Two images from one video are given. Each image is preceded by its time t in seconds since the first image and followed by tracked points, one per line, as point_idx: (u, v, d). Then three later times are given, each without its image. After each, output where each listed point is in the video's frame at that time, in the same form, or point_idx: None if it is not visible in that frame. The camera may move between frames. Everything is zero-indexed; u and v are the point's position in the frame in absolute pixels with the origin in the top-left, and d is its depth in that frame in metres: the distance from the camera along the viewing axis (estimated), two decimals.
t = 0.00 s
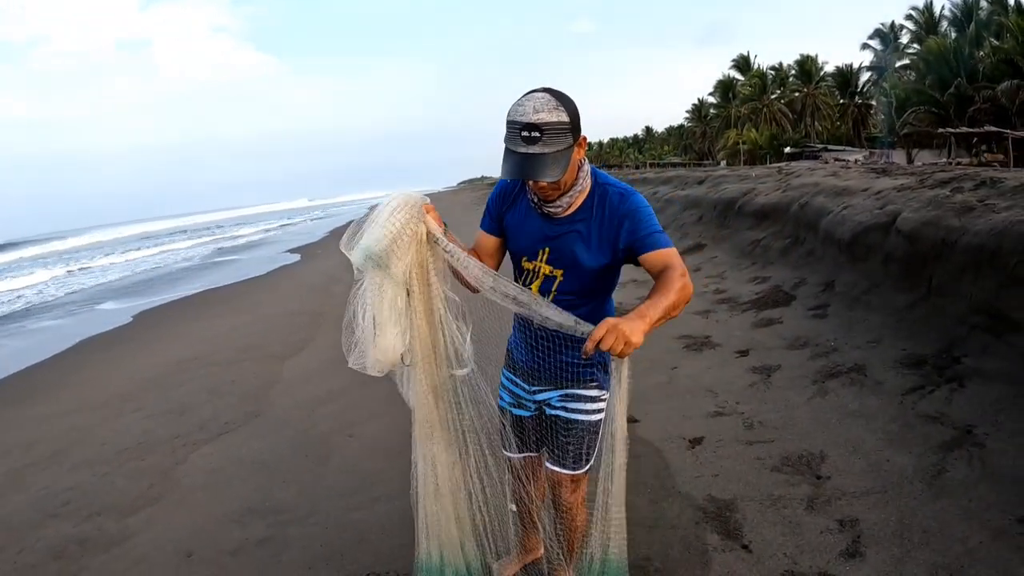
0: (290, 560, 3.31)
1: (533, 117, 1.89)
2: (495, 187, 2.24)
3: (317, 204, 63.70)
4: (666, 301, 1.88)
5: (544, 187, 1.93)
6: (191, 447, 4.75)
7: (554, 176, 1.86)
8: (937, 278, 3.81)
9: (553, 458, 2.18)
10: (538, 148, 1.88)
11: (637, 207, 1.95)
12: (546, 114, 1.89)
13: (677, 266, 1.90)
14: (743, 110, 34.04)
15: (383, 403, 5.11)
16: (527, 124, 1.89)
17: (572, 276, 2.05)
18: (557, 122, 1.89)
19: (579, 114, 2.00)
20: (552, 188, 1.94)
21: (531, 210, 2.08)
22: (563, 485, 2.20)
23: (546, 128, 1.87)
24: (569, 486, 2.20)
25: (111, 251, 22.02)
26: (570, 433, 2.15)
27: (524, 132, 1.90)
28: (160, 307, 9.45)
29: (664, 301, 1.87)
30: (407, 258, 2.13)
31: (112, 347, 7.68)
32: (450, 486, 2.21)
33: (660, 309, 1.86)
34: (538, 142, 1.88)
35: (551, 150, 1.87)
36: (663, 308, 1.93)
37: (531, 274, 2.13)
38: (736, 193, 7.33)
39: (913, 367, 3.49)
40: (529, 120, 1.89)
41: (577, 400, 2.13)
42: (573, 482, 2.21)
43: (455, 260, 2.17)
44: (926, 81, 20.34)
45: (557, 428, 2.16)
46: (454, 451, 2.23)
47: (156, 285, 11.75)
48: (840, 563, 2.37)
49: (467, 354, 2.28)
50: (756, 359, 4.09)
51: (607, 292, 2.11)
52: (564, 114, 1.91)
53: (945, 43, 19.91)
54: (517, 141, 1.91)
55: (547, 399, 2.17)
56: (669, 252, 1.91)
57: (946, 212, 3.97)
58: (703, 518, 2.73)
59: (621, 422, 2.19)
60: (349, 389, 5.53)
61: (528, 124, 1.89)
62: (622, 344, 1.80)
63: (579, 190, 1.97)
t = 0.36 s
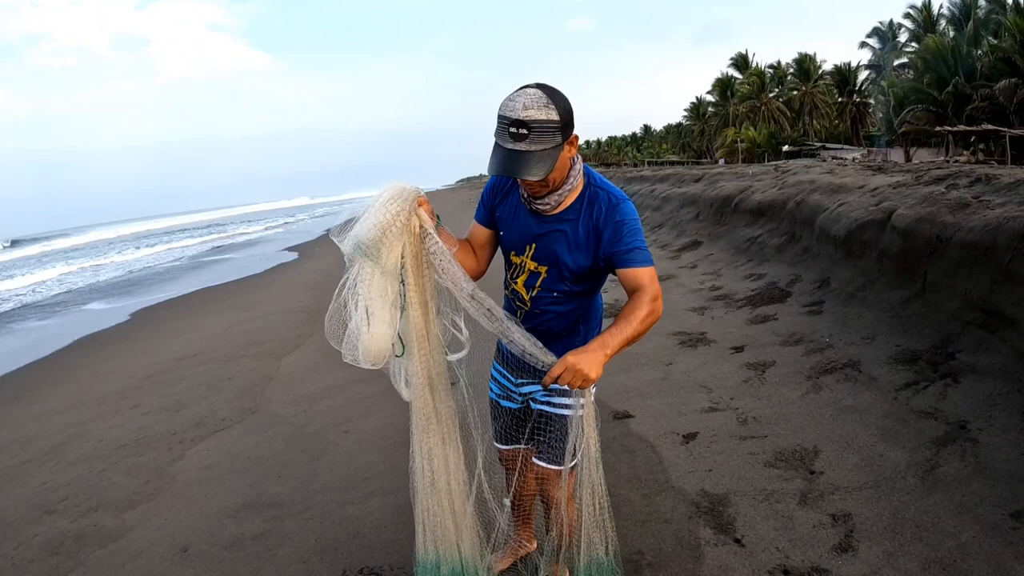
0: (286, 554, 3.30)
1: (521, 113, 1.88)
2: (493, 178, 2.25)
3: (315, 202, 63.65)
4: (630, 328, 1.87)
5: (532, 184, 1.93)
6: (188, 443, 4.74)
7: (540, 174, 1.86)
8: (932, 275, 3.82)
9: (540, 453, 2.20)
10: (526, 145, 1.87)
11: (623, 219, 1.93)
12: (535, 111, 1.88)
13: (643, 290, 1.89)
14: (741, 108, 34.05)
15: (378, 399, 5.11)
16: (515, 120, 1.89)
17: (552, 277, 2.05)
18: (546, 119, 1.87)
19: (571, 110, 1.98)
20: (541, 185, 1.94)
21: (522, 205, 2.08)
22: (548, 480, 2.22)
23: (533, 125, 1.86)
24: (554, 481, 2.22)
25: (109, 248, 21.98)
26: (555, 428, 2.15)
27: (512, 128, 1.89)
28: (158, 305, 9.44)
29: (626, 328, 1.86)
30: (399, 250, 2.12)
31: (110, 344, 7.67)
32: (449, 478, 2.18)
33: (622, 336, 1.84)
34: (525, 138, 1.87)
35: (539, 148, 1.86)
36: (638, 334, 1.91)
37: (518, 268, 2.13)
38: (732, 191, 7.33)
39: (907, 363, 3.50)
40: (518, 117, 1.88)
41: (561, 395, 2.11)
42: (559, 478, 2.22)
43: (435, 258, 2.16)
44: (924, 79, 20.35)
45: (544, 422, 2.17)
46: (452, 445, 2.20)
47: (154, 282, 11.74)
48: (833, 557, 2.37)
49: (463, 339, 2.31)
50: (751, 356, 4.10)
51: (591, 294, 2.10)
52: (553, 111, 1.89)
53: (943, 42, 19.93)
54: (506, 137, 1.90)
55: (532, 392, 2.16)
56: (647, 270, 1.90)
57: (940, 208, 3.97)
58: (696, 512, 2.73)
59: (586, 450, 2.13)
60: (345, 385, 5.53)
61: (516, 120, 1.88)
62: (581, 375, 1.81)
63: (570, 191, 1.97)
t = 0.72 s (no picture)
0: (283, 552, 3.30)
1: (491, 128, 1.82)
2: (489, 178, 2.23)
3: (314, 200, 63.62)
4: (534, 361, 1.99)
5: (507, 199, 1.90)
6: (186, 441, 4.73)
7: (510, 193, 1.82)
8: (930, 273, 3.82)
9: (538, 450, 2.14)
10: (496, 162, 1.82)
11: (597, 244, 1.89)
12: (505, 125, 1.81)
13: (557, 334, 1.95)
14: (740, 107, 34.04)
15: (376, 397, 5.11)
16: (485, 136, 1.84)
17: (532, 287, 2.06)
18: (516, 134, 1.80)
19: (550, 121, 1.90)
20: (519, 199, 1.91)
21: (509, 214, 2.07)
22: (549, 479, 2.15)
23: (503, 140, 1.80)
24: (555, 480, 2.15)
25: (107, 246, 21.93)
26: (551, 424, 2.14)
27: (483, 143, 1.84)
28: (157, 303, 9.43)
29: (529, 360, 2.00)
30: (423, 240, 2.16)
31: (108, 342, 7.66)
32: (451, 469, 2.19)
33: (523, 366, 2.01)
34: (495, 155, 1.82)
35: (508, 164, 1.81)
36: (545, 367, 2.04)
37: (508, 275, 2.14)
38: (731, 189, 7.32)
39: (904, 362, 3.49)
40: (488, 131, 1.83)
41: (560, 393, 2.12)
42: (560, 476, 2.16)
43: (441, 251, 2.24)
44: (923, 78, 20.34)
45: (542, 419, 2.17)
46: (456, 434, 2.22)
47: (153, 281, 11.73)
48: (829, 556, 2.37)
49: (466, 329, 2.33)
50: (748, 354, 4.09)
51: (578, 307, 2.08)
52: (525, 124, 1.82)
53: (942, 41, 19.92)
54: (478, 152, 1.86)
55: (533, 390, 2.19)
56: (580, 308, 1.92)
57: (939, 207, 3.97)
58: (692, 511, 2.73)
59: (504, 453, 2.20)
60: (343, 383, 5.52)
61: (486, 136, 1.82)
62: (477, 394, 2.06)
63: (549, 206, 1.93)
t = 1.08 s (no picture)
0: (282, 549, 3.29)
1: (442, 153, 1.73)
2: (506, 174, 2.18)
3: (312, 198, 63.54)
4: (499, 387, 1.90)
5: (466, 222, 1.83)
6: (185, 439, 4.72)
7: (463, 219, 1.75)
8: (929, 272, 3.82)
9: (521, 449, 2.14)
10: (449, 188, 1.74)
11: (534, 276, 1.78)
12: (456, 149, 1.72)
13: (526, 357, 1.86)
14: (739, 105, 34.03)
15: (374, 394, 5.10)
16: (437, 161, 1.75)
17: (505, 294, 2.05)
18: (468, 160, 1.71)
19: (508, 140, 1.79)
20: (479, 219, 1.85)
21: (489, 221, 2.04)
22: (531, 479, 2.13)
23: (454, 166, 1.72)
24: (537, 480, 2.13)
25: (105, 244, 21.88)
26: (532, 423, 2.11)
27: (436, 169, 1.77)
28: (156, 300, 9.41)
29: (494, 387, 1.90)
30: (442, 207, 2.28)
31: (107, 340, 7.64)
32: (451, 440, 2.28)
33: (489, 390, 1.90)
34: (448, 180, 1.74)
35: (462, 191, 1.73)
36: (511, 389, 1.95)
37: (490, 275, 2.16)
38: (730, 187, 7.32)
39: (903, 360, 3.49)
40: (439, 158, 1.74)
41: (539, 392, 2.08)
42: (543, 477, 2.13)
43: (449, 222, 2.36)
44: (923, 77, 20.34)
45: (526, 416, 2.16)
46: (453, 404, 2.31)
47: (151, 278, 11.71)
48: (827, 554, 2.37)
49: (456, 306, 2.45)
50: (747, 352, 4.09)
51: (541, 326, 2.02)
52: (478, 149, 1.72)
53: (942, 39, 19.91)
54: (433, 178, 1.78)
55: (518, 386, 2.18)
56: (535, 333, 1.82)
57: (938, 206, 3.97)
58: (691, 509, 2.73)
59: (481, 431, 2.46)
60: (341, 381, 5.51)
61: (437, 161, 1.74)
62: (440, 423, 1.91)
63: (508, 228, 1.85)
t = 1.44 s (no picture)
0: (282, 547, 3.30)
1: (412, 163, 1.72)
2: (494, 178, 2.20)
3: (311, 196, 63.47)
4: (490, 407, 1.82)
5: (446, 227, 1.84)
6: (184, 437, 4.72)
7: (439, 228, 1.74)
8: (928, 270, 3.82)
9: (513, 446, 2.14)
10: (422, 198, 1.74)
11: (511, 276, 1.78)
12: (425, 159, 1.71)
13: (514, 368, 1.78)
14: (739, 103, 33.99)
15: (374, 392, 5.09)
16: (409, 171, 1.75)
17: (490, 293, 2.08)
18: (437, 169, 1.70)
19: (482, 144, 1.77)
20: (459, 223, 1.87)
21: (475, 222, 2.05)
22: (523, 476, 2.13)
23: (425, 176, 1.71)
24: (529, 477, 2.13)
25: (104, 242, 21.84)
26: (522, 419, 2.11)
27: (410, 179, 1.76)
28: (155, 298, 9.40)
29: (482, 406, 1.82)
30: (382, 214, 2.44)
31: (106, 338, 7.63)
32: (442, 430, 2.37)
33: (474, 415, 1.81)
34: (420, 190, 1.74)
35: (434, 199, 1.72)
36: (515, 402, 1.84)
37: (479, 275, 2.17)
38: (730, 185, 7.32)
39: (902, 358, 3.50)
40: (411, 168, 1.73)
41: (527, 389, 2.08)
42: (534, 473, 2.13)
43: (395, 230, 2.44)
44: (923, 76, 20.33)
45: (518, 413, 2.16)
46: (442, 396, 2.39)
47: (150, 276, 11.68)
48: (827, 552, 2.37)
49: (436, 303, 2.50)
50: (746, 350, 4.10)
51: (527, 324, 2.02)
52: (447, 156, 1.70)
53: (942, 38, 19.90)
54: (408, 187, 1.78)
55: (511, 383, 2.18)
56: (522, 332, 1.77)
57: (937, 204, 3.97)
58: (690, 506, 2.73)
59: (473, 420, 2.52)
60: (340, 378, 5.51)
61: (409, 172, 1.74)
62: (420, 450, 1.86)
63: (489, 230, 1.86)
